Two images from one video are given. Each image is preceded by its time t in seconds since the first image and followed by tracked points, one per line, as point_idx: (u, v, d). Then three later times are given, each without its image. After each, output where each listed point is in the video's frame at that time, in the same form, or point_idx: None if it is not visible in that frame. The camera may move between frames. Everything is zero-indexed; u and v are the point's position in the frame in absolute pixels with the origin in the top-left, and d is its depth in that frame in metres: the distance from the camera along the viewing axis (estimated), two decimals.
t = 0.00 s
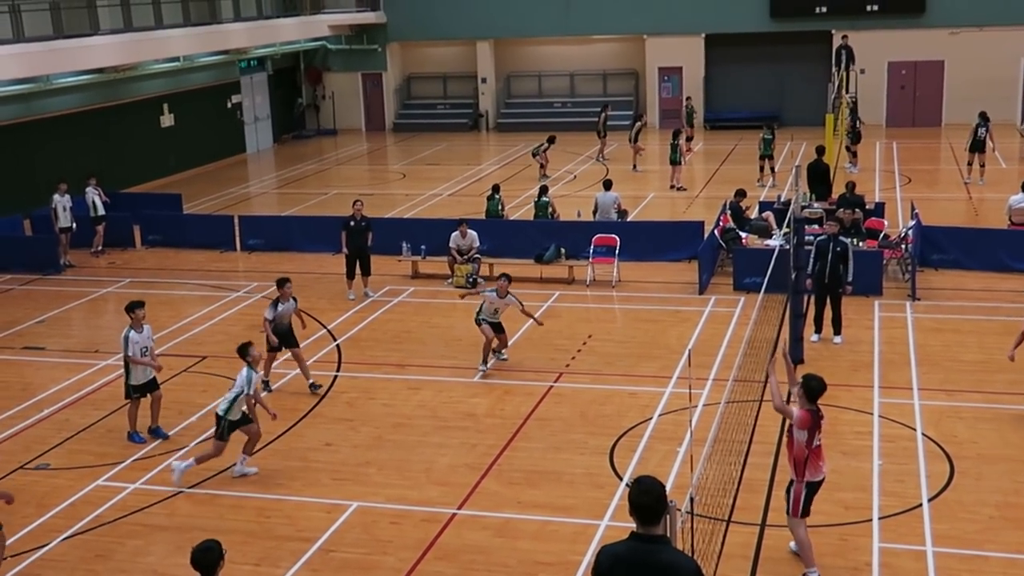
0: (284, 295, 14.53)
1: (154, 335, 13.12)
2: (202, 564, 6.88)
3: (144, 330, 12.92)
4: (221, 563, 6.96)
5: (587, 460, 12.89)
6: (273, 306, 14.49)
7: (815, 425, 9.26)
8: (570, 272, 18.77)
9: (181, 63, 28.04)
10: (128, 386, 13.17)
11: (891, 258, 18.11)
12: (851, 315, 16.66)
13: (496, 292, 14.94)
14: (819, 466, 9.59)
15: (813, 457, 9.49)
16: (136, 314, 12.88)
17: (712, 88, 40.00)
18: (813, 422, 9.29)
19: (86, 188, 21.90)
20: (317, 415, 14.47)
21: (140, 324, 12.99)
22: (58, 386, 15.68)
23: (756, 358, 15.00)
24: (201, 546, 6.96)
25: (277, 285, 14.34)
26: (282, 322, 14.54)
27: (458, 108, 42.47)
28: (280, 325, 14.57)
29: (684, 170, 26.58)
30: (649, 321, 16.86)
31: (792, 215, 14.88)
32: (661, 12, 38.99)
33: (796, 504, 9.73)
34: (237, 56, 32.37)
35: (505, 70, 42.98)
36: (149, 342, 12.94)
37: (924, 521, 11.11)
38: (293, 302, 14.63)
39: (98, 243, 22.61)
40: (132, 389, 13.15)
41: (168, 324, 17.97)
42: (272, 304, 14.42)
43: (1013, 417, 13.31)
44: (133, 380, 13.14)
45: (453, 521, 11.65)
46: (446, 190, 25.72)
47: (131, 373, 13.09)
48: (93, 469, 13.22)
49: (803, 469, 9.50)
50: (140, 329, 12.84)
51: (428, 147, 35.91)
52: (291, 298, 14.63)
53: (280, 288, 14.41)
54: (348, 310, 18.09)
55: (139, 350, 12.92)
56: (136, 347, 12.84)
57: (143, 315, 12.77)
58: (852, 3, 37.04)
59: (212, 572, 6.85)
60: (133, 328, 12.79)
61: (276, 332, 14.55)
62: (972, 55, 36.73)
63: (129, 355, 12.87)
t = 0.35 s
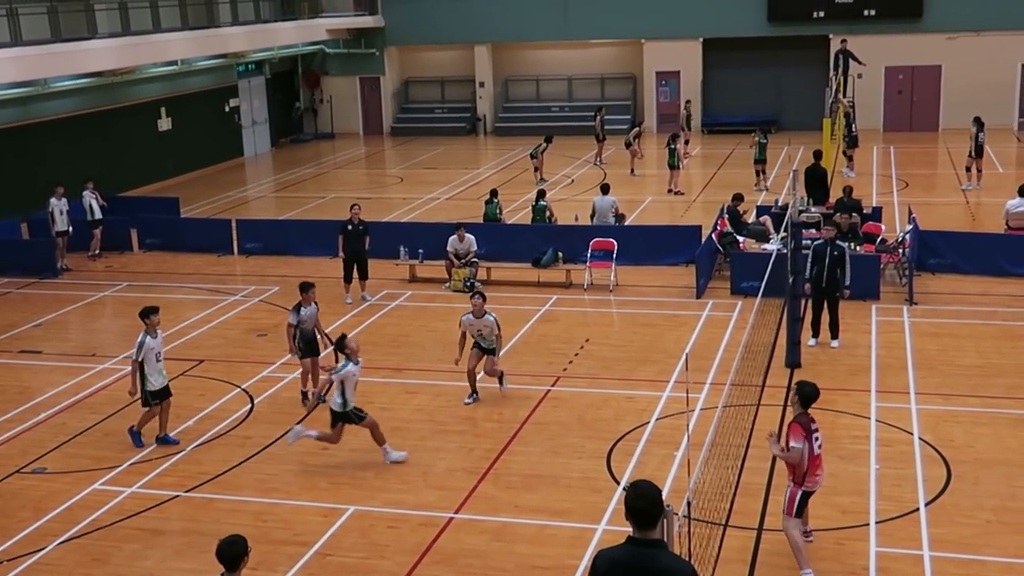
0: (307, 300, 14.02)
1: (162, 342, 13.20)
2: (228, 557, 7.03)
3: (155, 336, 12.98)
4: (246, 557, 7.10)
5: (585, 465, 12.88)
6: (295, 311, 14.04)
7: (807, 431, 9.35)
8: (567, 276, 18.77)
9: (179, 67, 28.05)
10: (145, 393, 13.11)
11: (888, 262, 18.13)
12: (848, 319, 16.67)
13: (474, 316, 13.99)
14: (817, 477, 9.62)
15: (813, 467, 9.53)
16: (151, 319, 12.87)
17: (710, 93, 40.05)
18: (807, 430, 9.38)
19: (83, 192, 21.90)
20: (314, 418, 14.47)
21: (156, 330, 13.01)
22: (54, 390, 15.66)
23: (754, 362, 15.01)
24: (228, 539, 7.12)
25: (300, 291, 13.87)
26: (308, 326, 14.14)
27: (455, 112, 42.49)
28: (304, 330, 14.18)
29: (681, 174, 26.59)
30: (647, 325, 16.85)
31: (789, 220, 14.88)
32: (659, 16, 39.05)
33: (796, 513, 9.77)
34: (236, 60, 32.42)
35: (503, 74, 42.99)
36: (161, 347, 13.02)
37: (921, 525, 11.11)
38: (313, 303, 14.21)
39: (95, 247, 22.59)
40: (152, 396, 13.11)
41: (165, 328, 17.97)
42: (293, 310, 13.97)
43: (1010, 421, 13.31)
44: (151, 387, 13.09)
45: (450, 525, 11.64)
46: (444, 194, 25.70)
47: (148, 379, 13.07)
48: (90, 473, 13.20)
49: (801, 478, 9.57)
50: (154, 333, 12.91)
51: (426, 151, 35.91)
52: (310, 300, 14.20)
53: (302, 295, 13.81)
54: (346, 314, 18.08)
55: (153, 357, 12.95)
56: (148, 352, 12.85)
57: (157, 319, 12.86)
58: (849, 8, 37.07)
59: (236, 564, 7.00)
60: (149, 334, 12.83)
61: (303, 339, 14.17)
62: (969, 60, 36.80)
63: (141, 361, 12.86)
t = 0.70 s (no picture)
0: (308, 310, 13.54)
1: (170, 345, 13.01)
2: (260, 542, 7.09)
3: (164, 341, 12.80)
4: (278, 543, 7.14)
5: (575, 468, 12.88)
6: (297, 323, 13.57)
7: (800, 404, 9.50)
8: (557, 280, 18.78)
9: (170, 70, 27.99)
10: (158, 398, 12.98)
11: (878, 265, 18.17)
12: (838, 322, 16.71)
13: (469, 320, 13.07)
14: (812, 449, 9.80)
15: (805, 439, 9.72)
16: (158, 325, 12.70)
17: (700, 96, 40.13)
18: (798, 405, 9.52)
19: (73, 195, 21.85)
20: (304, 422, 14.45)
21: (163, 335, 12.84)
22: (44, 393, 15.62)
23: (744, 365, 15.03)
24: (260, 525, 7.17)
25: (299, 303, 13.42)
26: (313, 338, 13.68)
27: (446, 115, 42.50)
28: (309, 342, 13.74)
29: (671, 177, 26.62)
30: (637, 328, 16.86)
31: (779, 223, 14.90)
32: (649, 20, 39.10)
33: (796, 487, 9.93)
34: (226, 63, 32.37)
35: (494, 77, 43.01)
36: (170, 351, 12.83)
37: (911, 528, 11.12)
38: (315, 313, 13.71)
39: (85, 250, 22.55)
40: (166, 400, 12.91)
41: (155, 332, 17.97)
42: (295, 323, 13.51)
43: (999, 424, 13.35)
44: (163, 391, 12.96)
45: (440, 529, 11.62)
46: (434, 197, 25.68)
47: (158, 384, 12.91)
48: (79, 476, 13.15)
49: (796, 451, 9.72)
50: (163, 338, 12.73)
51: (417, 154, 35.86)
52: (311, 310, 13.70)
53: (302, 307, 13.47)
54: (336, 317, 18.06)
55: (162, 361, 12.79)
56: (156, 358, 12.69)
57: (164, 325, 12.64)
58: (838, 12, 37.13)
59: (271, 550, 7.07)
60: (157, 339, 12.66)
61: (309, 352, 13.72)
62: (958, 63, 36.89)
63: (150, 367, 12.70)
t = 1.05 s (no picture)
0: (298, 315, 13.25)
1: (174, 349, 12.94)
2: (275, 531, 7.29)
3: (168, 345, 12.76)
4: (292, 532, 7.35)
5: (557, 470, 12.89)
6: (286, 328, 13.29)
7: (782, 423, 9.53)
8: (539, 282, 18.79)
9: (151, 71, 27.90)
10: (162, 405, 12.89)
11: (858, 267, 18.24)
12: (819, 324, 16.77)
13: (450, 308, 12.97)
14: (799, 470, 9.71)
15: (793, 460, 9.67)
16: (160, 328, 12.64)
17: (682, 98, 40.26)
18: (782, 423, 9.55)
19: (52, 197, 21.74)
20: (286, 425, 14.42)
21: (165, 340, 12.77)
22: (23, 396, 15.53)
23: (725, 367, 15.08)
24: (275, 514, 7.36)
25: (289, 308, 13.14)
26: (303, 344, 13.44)
27: (428, 117, 42.49)
28: (298, 348, 13.47)
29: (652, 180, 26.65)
30: (619, 330, 16.88)
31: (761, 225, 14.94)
32: (630, 22, 39.16)
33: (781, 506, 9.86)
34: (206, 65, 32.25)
35: (476, 79, 43.03)
36: (174, 354, 12.80)
37: (891, 528, 11.18)
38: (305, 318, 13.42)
39: (65, 252, 22.44)
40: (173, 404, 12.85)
41: (135, 335, 17.91)
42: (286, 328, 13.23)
43: (978, 425, 13.43)
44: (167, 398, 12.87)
45: (421, 531, 11.61)
46: (416, 200, 25.65)
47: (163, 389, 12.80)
48: (58, 480, 13.08)
49: (780, 468, 9.68)
50: (166, 341, 12.68)
51: (399, 156, 35.84)
52: (301, 316, 13.41)
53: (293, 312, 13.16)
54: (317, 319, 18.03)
55: (167, 364, 12.71)
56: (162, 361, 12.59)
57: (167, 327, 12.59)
58: (818, 14, 37.25)
59: (285, 539, 7.29)
60: (161, 343, 12.61)
61: (298, 359, 13.46)
62: (938, 66, 37.15)
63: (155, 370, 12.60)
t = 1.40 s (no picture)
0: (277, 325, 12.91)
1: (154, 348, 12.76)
2: (277, 518, 7.78)
3: (148, 345, 12.57)
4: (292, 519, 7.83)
5: (522, 470, 12.89)
6: (263, 338, 12.97)
7: (741, 434, 9.42)
8: (505, 282, 18.80)
9: (113, 70, 27.70)
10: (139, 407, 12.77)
11: (821, 268, 18.36)
12: (782, 324, 16.88)
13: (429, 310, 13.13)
14: (765, 483, 9.57)
15: (757, 473, 9.55)
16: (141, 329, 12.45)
17: (647, 99, 40.45)
18: (742, 434, 9.46)
19: (13, 197, 21.54)
20: (250, 426, 14.36)
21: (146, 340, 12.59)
22: None
23: (690, 367, 15.13)
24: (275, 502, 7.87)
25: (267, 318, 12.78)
26: (278, 354, 13.08)
27: (393, 117, 42.45)
28: (273, 359, 13.10)
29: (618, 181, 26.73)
30: (584, 330, 16.91)
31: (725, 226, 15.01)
32: (597, 23, 39.25)
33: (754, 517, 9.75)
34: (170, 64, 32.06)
35: (441, 80, 43.01)
36: (154, 355, 12.59)
37: (853, 527, 11.27)
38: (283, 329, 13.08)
39: (26, 252, 22.23)
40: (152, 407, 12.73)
41: (97, 336, 17.79)
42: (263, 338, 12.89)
43: (940, 424, 13.55)
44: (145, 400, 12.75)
45: (386, 533, 11.58)
46: (381, 200, 25.60)
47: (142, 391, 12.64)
48: (18, 483, 12.95)
49: (745, 481, 9.56)
50: (146, 343, 12.48)
51: (364, 156, 35.81)
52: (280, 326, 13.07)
53: (270, 322, 12.77)
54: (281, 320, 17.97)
55: (147, 366, 12.54)
56: (142, 363, 12.42)
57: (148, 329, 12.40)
58: (782, 17, 37.50)
59: (285, 526, 7.77)
60: (141, 344, 12.42)
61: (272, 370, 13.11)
62: (900, 69, 37.56)
63: (134, 372, 12.43)
